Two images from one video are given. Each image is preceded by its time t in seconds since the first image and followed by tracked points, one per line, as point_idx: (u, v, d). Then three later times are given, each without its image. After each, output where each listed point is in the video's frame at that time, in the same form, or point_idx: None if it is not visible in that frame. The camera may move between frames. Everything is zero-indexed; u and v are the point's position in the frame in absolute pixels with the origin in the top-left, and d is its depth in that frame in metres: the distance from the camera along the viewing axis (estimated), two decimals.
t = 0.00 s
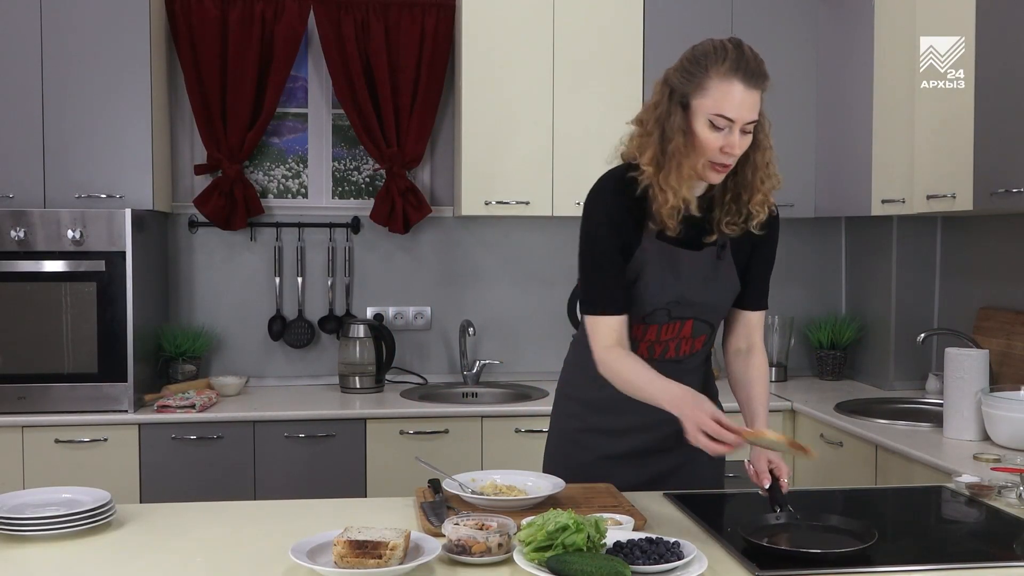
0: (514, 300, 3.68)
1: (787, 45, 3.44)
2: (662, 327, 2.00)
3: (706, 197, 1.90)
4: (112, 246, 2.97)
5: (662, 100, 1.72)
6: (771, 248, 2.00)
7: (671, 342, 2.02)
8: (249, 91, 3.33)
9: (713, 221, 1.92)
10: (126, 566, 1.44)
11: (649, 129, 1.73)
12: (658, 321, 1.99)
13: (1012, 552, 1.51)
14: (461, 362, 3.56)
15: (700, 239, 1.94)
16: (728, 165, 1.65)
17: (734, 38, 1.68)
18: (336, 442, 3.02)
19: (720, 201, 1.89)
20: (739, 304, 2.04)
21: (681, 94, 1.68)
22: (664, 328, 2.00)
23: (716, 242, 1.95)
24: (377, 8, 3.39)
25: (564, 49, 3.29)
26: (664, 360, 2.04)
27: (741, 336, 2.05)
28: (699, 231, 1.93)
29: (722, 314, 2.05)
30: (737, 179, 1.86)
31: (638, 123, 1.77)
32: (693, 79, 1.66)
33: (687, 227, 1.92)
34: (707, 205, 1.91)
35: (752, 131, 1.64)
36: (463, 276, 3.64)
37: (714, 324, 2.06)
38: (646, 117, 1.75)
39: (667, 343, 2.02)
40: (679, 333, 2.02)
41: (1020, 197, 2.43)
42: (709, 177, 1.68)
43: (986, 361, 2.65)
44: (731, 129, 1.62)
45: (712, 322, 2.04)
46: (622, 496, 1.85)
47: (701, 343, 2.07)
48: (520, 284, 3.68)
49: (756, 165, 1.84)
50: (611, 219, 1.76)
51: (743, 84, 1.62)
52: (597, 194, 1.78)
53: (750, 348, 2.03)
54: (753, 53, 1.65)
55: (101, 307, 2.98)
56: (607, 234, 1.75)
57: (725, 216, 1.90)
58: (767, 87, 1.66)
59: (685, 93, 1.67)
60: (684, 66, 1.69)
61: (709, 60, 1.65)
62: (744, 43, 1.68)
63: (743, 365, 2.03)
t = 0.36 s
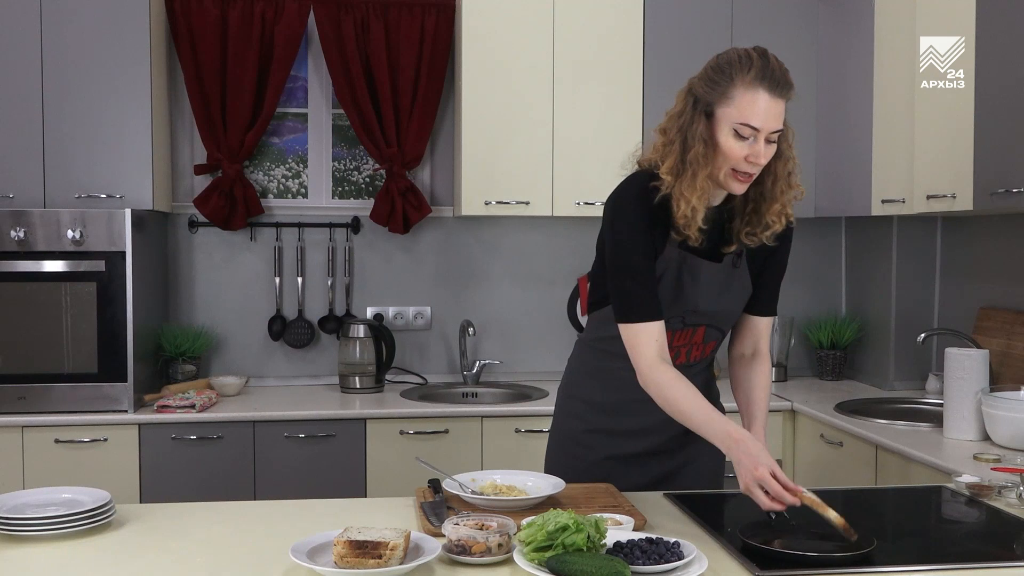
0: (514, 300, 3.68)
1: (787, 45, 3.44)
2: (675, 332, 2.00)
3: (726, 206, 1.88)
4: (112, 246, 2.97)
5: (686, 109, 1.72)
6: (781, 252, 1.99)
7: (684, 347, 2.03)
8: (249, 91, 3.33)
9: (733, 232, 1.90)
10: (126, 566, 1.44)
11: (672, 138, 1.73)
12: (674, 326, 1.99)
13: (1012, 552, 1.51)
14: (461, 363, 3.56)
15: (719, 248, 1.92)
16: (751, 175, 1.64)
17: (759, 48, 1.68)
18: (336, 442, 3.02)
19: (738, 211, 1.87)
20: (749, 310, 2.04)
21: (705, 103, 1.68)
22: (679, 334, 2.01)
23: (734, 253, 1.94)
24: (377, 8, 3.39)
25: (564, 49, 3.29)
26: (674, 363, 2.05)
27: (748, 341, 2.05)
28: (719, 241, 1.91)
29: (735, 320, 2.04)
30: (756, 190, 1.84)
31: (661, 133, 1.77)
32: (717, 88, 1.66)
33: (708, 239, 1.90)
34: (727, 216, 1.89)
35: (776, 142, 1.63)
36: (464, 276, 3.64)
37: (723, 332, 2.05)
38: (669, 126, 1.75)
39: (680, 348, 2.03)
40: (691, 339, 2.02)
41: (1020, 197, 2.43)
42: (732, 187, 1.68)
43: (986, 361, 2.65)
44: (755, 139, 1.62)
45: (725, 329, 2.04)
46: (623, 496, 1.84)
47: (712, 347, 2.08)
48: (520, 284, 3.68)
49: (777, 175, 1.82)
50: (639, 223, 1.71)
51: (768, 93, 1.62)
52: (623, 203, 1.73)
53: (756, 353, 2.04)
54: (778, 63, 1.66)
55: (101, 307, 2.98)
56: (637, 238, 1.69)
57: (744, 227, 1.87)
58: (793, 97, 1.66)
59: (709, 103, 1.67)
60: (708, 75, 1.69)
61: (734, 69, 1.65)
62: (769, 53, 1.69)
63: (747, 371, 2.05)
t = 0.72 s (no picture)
0: (514, 300, 3.68)
1: (788, 46, 3.44)
2: (681, 335, 2.00)
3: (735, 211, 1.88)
4: (111, 246, 2.97)
5: (697, 112, 1.71)
6: (785, 252, 1.99)
7: (689, 349, 2.03)
8: (249, 91, 3.33)
9: (742, 237, 1.90)
10: (126, 566, 1.44)
11: (681, 141, 1.73)
12: (680, 329, 2.00)
13: (1012, 552, 1.51)
14: (461, 363, 3.56)
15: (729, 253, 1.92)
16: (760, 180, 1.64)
17: (771, 53, 1.68)
18: (336, 442, 3.02)
19: (748, 217, 1.87)
20: (754, 313, 2.04)
21: (716, 107, 1.68)
22: (684, 336, 2.01)
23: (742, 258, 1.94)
24: (377, 8, 3.39)
25: (564, 49, 3.28)
26: (679, 366, 2.05)
27: (752, 342, 2.05)
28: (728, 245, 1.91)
29: (742, 323, 2.05)
30: (767, 196, 1.84)
31: (672, 135, 1.76)
32: (727, 92, 1.66)
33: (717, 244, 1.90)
34: (738, 221, 1.89)
35: (785, 147, 1.63)
36: (464, 276, 3.64)
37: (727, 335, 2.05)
38: (680, 129, 1.75)
39: (685, 350, 2.03)
40: (696, 342, 2.03)
41: (1020, 197, 2.43)
42: (740, 191, 1.67)
43: (986, 361, 2.65)
44: (765, 143, 1.61)
45: (730, 333, 2.05)
46: (623, 496, 1.84)
47: (717, 351, 2.08)
48: (520, 284, 3.68)
49: (788, 181, 1.81)
50: (646, 226, 1.71)
51: (778, 98, 1.61)
52: (630, 203, 1.73)
53: (759, 356, 2.04)
54: (790, 68, 1.65)
55: (101, 307, 2.98)
56: (642, 239, 1.69)
57: (752, 233, 1.88)
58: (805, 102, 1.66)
59: (719, 106, 1.67)
60: (719, 78, 1.68)
61: (745, 73, 1.64)
62: (782, 58, 1.68)
63: (748, 373, 2.05)
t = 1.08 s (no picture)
0: (514, 300, 3.68)
1: (787, 46, 3.44)
2: (684, 336, 2.00)
3: (738, 213, 1.87)
4: (111, 246, 2.96)
5: (697, 114, 1.71)
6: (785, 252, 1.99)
7: (691, 351, 2.03)
8: (249, 91, 3.33)
9: (745, 239, 1.89)
10: (126, 566, 1.44)
11: (681, 143, 1.73)
12: (683, 331, 1.99)
13: (1012, 552, 1.51)
14: (461, 363, 3.56)
15: (732, 255, 1.92)
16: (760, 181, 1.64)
17: (772, 54, 1.68)
18: (336, 442, 3.02)
19: (751, 219, 1.86)
20: (757, 314, 2.04)
21: (716, 109, 1.68)
22: (687, 338, 2.01)
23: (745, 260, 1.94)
24: (377, 8, 3.39)
25: (563, 49, 3.28)
26: (682, 367, 2.05)
27: (755, 341, 2.06)
28: (732, 248, 1.91)
29: (745, 323, 2.05)
30: (770, 198, 1.84)
31: (672, 137, 1.76)
32: (727, 94, 1.66)
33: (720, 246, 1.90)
34: (741, 223, 1.88)
35: (786, 148, 1.63)
36: (464, 276, 3.64)
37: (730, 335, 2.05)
38: (680, 131, 1.75)
39: (687, 352, 2.03)
40: (699, 342, 2.03)
41: (1020, 197, 2.44)
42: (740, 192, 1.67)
43: (986, 361, 2.65)
44: (766, 145, 1.61)
45: (733, 333, 2.05)
46: (623, 496, 1.84)
47: (720, 350, 2.08)
48: (520, 284, 3.68)
49: (790, 183, 1.82)
50: (648, 225, 1.70)
51: (778, 100, 1.61)
52: (631, 201, 1.73)
53: (762, 355, 2.05)
54: (790, 69, 1.65)
55: (101, 307, 2.98)
56: (643, 239, 1.69)
57: (756, 235, 1.87)
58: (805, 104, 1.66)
59: (719, 108, 1.67)
60: (719, 80, 1.68)
61: (745, 74, 1.64)
62: (782, 59, 1.68)
63: (751, 372, 2.06)
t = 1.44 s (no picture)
0: (514, 300, 3.68)
1: (787, 45, 3.44)
2: (685, 337, 2.01)
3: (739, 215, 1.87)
4: (111, 246, 2.96)
5: (697, 116, 1.72)
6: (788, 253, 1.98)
7: (692, 352, 2.04)
8: (249, 91, 3.33)
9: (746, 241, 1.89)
10: (126, 566, 1.44)
11: (681, 145, 1.73)
12: (684, 332, 2.00)
13: (1012, 552, 1.51)
14: (461, 363, 3.56)
15: (735, 256, 1.91)
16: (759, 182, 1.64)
17: (771, 55, 1.67)
18: (336, 442, 3.02)
19: (753, 221, 1.86)
20: (757, 314, 2.04)
21: (716, 110, 1.68)
22: (688, 339, 2.02)
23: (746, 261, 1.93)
24: (377, 8, 3.39)
25: (563, 49, 3.28)
26: (683, 368, 2.06)
27: (756, 342, 2.06)
28: (733, 249, 1.90)
29: (745, 324, 2.05)
30: (771, 199, 1.83)
31: (673, 139, 1.77)
32: (727, 95, 1.66)
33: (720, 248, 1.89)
34: (740, 225, 1.88)
35: (785, 149, 1.63)
36: (464, 276, 3.64)
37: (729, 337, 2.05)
38: (681, 133, 1.75)
39: (688, 353, 2.04)
40: (700, 343, 2.04)
41: (1020, 197, 2.43)
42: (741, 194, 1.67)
43: (986, 361, 2.65)
44: (765, 146, 1.61)
45: (733, 333, 2.06)
46: (623, 496, 1.84)
47: (720, 351, 2.09)
48: (520, 284, 3.68)
49: (790, 184, 1.81)
50: (649, 229, 1.70)
51: (777, 101, 1.61)
52: (632, 205, 1.72)
53: (763, 356, 2.05)
54: (789, 71, 1.65)
55: (101, 307, 2.98)
56: (644, 242, 1.69)
57: (757, 237, 1.86)
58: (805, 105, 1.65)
59: (719, 110, 1.67)
60: (719, 82, 1.68)
61: (744, 76, 1.64)
62: (782, 60, 1.68)
63: (752, 373, 2.05)
